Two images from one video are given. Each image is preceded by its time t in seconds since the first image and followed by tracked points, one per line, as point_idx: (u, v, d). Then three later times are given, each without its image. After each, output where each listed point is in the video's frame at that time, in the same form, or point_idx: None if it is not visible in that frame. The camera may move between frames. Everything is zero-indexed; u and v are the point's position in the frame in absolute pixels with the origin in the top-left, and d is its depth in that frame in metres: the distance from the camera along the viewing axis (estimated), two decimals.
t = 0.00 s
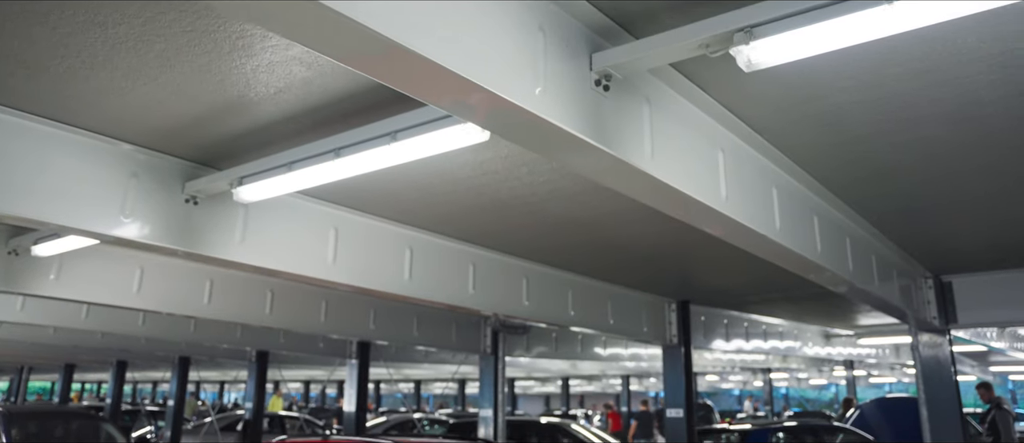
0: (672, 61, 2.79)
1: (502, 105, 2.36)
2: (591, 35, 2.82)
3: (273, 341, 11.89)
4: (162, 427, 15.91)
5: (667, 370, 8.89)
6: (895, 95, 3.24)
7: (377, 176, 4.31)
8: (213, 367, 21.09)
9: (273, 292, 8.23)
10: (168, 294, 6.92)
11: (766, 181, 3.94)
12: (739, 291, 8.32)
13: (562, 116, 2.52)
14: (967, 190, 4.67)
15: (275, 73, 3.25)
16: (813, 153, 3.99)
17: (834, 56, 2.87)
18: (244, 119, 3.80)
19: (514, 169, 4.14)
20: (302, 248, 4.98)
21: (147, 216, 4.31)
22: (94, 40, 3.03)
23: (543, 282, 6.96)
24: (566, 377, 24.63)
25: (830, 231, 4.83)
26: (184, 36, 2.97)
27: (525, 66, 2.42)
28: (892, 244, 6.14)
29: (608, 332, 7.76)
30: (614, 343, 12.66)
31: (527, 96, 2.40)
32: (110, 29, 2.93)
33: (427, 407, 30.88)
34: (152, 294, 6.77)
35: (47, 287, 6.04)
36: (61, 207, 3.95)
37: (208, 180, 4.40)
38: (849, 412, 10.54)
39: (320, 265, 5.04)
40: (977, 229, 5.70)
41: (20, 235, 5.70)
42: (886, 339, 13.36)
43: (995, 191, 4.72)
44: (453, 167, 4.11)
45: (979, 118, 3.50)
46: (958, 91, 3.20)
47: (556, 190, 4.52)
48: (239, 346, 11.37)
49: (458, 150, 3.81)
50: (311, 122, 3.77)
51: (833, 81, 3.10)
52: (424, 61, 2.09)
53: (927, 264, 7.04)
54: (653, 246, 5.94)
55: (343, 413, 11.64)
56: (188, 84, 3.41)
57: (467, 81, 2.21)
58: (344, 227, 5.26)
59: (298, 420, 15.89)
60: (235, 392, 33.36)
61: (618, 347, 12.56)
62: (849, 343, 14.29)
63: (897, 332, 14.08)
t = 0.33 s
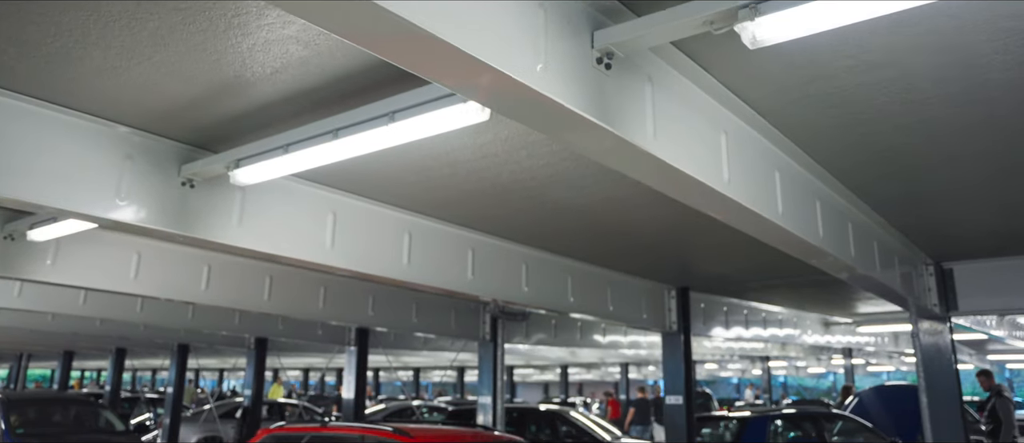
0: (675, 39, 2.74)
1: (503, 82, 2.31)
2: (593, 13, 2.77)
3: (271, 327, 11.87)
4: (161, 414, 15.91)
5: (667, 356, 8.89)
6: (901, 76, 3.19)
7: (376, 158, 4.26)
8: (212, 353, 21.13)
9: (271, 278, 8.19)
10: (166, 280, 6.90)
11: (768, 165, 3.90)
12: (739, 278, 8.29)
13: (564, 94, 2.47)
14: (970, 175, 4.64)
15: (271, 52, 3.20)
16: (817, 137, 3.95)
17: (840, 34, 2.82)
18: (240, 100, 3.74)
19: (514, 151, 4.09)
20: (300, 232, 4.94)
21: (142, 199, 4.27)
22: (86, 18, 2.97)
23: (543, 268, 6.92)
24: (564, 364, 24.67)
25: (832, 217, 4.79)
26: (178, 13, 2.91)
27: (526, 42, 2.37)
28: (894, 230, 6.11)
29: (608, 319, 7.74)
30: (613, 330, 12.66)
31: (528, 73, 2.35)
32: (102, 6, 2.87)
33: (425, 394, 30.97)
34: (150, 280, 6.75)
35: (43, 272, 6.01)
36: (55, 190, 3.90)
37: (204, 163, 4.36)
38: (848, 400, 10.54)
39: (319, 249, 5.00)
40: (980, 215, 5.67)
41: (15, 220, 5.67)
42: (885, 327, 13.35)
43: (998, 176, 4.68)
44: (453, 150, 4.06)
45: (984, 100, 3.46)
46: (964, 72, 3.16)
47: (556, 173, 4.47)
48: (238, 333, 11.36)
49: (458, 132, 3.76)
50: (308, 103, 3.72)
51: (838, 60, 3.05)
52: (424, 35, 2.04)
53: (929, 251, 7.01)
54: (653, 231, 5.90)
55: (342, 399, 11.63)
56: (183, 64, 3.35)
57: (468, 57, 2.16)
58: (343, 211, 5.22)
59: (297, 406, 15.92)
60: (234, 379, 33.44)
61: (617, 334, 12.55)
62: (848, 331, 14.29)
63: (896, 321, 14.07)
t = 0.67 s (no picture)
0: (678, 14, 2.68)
1: (504, 55, 2.26)
2: None
3: (270, 313, 11.85)
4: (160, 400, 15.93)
5: (666, 342, 8.87)
6: (908, 54, 3.14)
7: (373, 138, 4.20)
8: (211, 340, 21.16)
9: (269, 263, 8.16)
10: (163, 264, 6.88)
11: (771, 147, 3.85)
12: (739, 263, 8.25)
13: (566, 69, 2.42)
14: (975, 157, 4.59)
15: (268, 29, 3.14)
16: (821, 118, 3.90)
17: (847, 9, 2.77)
18: (236, 79, 3.68)
19: (514, 133, 4.04)
20: (298, 214, 4.89)
21: (138, 180, 4.21)
22: None
23: (543, 252, 6.89)
24: (563, 351, 24.77)
25: (835, 200, 4.75)
26: None
27: (528, 15, 2.32)
28: (895, 215, 6.07)
29: (608, 304, 7.71)
30: (613, 316, 12.65)
31: (529, 47, 2.29)
32: None
33: (424, 381, 31.07)
34: (147, 265, 6.73)
35: (40, 256, 6.00)
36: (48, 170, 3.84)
37: (200, 144, 4.30)
38: (846, 386, 10.54)
39: (315, 232, 4.95)
40: (982, 198, 5.63)
41: (11, 204, 5.62)
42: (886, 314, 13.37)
43: (1003, 158, 4.64)
44: (452, 130, 4.01)
45: (992, 80, 3.41)
46: (972, 51, 3.11)
47: (556, 156, 4.42)
48: (236, 318, 11.34)
49: (457, 112, 3.71)
50: (305, 83, 3.67)
51: (844, 37, 2.99)
52: (425, 7, 1.98)
53: (930, 237, 6.97)
54: (653, 215, 5.86)
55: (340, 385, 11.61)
56: (178, 41, 3.29)
57: (469, 28, 2.10)
58: (341, 194, 5.17)
59: (296, 393, 15.93)
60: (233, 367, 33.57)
61: (616, 320, 12.54)
62: (847, 319, 14.30)
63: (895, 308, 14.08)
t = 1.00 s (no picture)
0: None
1: (507, 26, 2.20)
2: None
3: (269, 297, 11.82)
4: (160, 384, 15.94)
5: (666, 327, 8.90)
6: (916, 31, 3.08)
7: (371, 116, 4.14)
8: (211, 324, 21.16)
9: (268, 246, 8.12)
10: (160, 247, 6.85)
11: (775, 125, 3.79)
12: (740, 247, 8.22)
13: (570, 40, 2.36)
14: (980, 138, 4.54)
15: (264, 4, 3.07)
16: (825, 98, 3.85)
17: None
18: (232, 56, 3.62)
19: (514, 112, 3.99)
20: (295, 195, 4.84)
21: (133, 159, 4.15)
22: None
23: (543, 235, 6.84)
24: (562, 336, 24.83)
25: (838, 181, 4.70)
26: None
27: None
28: (898, 198, 6.03)
29: (608, 287, 7.68)
30: (612, 301, 12.63)
31: (533, 16, 2.23)
32: None
33: (423, 366, 31.17)
34: (144, 247, 6.70)
35: (36, 239, 5.99)
36: (42, 149, 3.78)
37: (197, 123, 4.24)
38: (846, 371, 10.51)
39: (310, 214, 4.88)
40: (985, 180, 5.59)
41: (7, 185, 5.58)
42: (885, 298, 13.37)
43: (1008, 140, 4.59)
44: (450, 109, 3.95)
45: (1001, 59, 3.35)
46: (982, 28, 3.05)
47: (557, 135, 4.37)
48: (235, 302, 11.31)
49: (457, 89, 3.65)
50: (302, 60, 3.61)
51: (852, 14, 2.94)
52: None
53: (932, 220, 6.92)
54: (654, 197, 5.81)
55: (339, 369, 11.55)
56: (171, 17, 3.22)
57: None
58: (340, 175, 5.12)
59: (296, 377, 15.94)
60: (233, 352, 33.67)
61: (616, 305, 12.53)
62: (846, 303, 14.29)
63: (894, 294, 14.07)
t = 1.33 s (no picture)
0: None
1: None
2: None
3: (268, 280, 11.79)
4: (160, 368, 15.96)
5: (666, 309, 8.84)
6: (924, 5, 3.02)
7: (369, 93, 4.08)
8: (211, 308, 21.15)
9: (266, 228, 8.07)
10: (158, 229, 6.86)
11: (780, 103, 3.74)
12: (741, 229, 8.18)
13: (574, 9, 2.30)
14: (986, 116, 4.48)
15: None
16: (829, 76, 3.79)
17: None
18: (228, 32, 3.55)
19: (515, 90, 3.93)
20: (293, 174, 4.78)
21: (128, 137, 4.09)
22: None
23: (543, 217, 6.79)
24: (562, 320, 24.87)
25: (842, 162, 4.65)
26: None
27: None
28: (900, 179, 5.98)
29: (608, 269, 7.64)
30: (612, 285, 12.61)
31: None
32: None
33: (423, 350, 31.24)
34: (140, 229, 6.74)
35: (32, 220, 6.08)
36: (35, 125, 3.73)
37: (192, 100, 4.16)
38: (846, 354, 10.54)
39: (307, 194, 4.83)
40: (988, 160, 5.54)
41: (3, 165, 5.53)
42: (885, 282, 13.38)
43: (1013, 119, 4.54)
44: (450, 86, 3.90)
45: (1008, 34, 3.29)
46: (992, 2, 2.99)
47: (558, 114, 4.31)
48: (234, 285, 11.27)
49: (457, 65, 3.60)
50: (299, 35, 3.55)
51: None
52: None
53: (935, 202, 6.89)
54: (656, 178, 5.77)
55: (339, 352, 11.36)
56: None
57: None
58: (338, 155, 5.06)
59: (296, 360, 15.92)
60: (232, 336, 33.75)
61: (616, 288, 12.51)
62: (846, 287, 14.28)
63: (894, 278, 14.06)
